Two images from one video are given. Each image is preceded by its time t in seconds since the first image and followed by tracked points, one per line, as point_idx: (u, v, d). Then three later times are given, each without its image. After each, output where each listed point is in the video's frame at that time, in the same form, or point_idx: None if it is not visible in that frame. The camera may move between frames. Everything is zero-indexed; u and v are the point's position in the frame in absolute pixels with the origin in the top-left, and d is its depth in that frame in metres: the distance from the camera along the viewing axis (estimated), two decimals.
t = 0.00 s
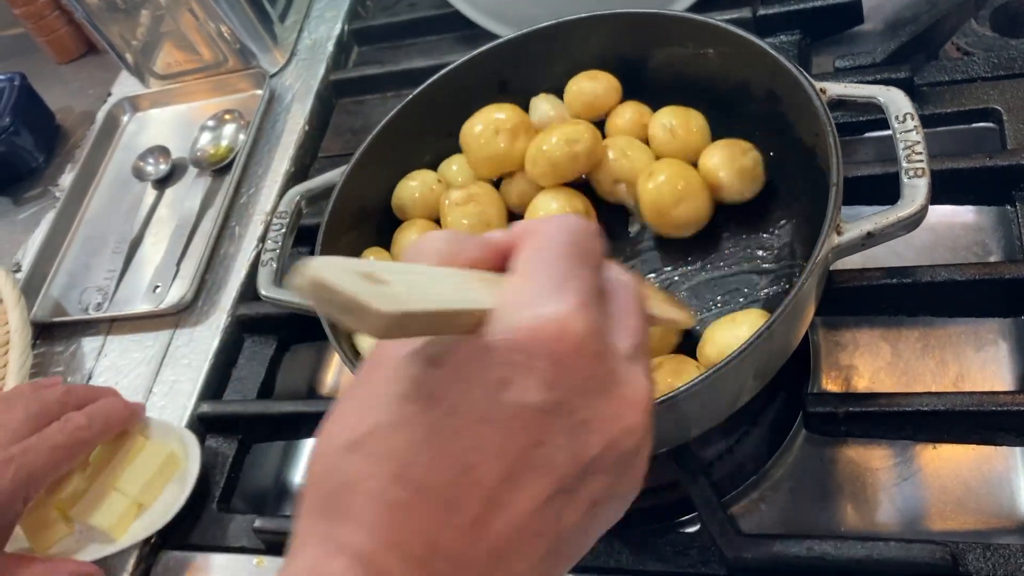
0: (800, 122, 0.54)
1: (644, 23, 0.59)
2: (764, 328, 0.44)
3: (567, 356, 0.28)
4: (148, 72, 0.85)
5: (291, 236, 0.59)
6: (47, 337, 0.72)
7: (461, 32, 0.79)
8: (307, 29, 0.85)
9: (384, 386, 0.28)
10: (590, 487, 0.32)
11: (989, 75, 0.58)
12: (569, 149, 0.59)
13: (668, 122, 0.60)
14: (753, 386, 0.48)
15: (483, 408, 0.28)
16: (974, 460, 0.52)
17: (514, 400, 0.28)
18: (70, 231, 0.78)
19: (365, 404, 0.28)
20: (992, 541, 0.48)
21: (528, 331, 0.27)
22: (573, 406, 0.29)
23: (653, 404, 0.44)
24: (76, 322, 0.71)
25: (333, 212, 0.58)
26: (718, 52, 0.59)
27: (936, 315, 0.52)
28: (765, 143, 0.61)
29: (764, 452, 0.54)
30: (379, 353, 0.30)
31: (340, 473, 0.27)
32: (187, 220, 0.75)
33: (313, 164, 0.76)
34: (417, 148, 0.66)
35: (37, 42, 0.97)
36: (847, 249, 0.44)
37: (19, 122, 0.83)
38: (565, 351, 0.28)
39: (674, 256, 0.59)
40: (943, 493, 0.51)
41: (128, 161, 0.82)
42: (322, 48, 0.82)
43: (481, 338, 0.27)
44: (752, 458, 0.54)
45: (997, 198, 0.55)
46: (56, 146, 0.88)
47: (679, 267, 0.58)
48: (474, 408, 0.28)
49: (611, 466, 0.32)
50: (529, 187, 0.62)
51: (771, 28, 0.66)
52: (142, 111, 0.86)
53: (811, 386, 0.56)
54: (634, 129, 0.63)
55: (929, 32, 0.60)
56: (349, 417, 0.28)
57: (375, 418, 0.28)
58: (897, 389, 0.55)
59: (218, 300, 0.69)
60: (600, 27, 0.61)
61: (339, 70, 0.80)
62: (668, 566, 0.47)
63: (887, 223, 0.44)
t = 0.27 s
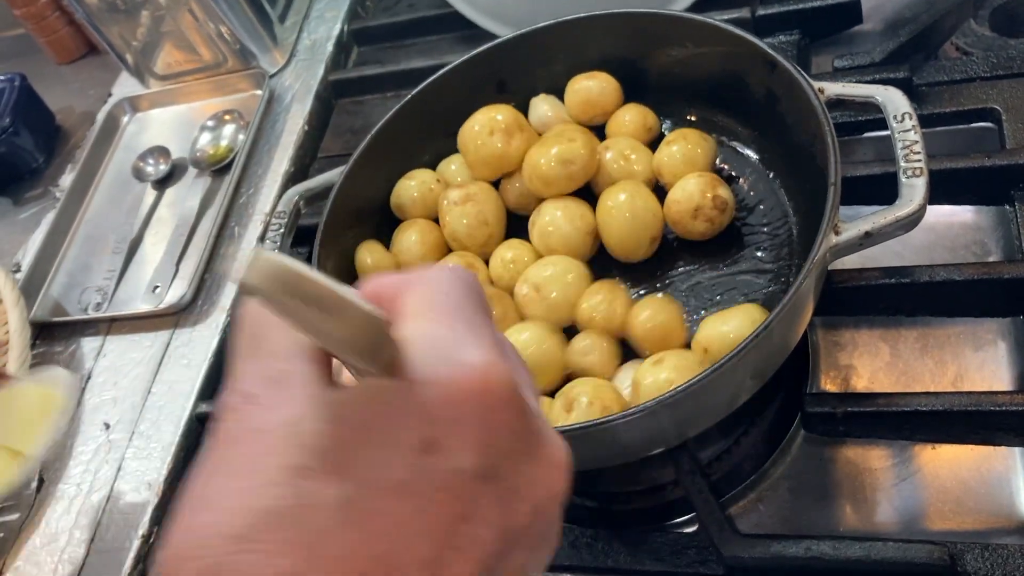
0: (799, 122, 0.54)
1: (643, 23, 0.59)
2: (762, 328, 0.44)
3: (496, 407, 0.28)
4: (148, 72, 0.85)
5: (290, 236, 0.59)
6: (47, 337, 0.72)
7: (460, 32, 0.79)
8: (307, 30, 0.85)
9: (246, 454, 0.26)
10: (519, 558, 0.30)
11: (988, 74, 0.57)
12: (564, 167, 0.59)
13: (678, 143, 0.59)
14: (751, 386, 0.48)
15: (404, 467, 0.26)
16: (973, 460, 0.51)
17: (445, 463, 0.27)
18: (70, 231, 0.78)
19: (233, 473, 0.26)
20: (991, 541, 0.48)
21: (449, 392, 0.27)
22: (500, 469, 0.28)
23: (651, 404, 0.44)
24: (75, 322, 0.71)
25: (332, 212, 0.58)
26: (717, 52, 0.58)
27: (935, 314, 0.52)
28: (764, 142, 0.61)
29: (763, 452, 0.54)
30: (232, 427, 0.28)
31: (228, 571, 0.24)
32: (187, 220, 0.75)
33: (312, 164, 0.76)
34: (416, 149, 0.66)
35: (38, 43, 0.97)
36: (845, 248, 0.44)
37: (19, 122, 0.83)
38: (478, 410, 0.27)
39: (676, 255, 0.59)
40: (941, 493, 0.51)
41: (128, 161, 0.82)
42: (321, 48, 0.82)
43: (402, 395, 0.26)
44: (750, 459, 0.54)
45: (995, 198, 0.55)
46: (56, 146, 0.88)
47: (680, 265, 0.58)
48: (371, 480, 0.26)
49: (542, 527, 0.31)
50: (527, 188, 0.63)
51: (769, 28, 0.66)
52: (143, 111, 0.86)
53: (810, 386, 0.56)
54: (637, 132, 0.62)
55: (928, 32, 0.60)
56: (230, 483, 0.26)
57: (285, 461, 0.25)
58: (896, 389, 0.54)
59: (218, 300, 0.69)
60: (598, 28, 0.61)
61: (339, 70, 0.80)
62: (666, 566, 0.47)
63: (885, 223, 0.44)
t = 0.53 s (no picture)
0: (795, 126, 0.54)
1: (640, 28, 0.59)
2: (757, 334, 0.44)
3: (645, 351, 0.31)
4: (146, 76, 0.86)
5: (287, 241, 0.59)
6: (45, 342, 0.72)
7: (458, 36, 0.79)
8: (305, 33, 0.85)
9: (411, 355, 0.30)
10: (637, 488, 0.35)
11: (986, 78, 0.57)
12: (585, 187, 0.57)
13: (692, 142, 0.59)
14: (747, 391, 0.48)
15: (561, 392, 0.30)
16: (970, 465, 0.51)
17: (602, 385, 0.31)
18: (68, 235, 0.78)
19: (407, 371, 0.30)
20: (988, 547, 0.48)
21: (612, 323, 0.30)
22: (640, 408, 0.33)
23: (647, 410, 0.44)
24: (74, 327, 0.71)
25: (328, 217, 0.58)
26: (713, 57, 0.58)
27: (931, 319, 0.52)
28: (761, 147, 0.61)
29: (759, 457, 0.54)
30: (396, 325, 0.32)
31: (394, 460, 0.29)
32: (185, 224, 0.75)
33: (311, 167, 0.76)
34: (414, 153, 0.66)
35: (38, 47, 0.97)
36: (841, 255, 0.44)
37: (19, 127, 0.83)
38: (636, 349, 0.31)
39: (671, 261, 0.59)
40: (938, 498, 0.51)
41: (127, 165, 0.82)
42: (320, 51, 0.82)
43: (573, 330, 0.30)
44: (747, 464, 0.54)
45: (992, 202, 0.55)
46: (56, 150, 0.88)
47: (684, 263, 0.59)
48: (523, 399, 0.30)
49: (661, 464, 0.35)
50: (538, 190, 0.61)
51: (767, 32, 0.66)
52: (141, 115, 0.86)
53: (807, 392, 0.56)
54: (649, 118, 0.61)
55: (925, 35, 0.60)
56: (397, 376, 0.30)
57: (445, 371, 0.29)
58: (893, 394, 0.54)
59: (216, 304, 0.69)
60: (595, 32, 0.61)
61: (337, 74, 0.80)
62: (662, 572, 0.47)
63: (881, 228, 0.44)
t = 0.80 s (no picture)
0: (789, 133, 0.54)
1: (635, 35, 0.59)
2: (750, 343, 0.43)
3: (713, 267, 0.32)
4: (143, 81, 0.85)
5: (281, 248, 0.58)
6: (41, 348, 0.72)
7: (454, 41, 0.79)
8: (302, 38, 0.85)
9: (504, 255, 0.35)
10: (710, 404, 0.36)
11: (982, 84, 0.57)
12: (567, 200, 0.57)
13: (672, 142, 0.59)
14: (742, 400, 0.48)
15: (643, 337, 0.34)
16: (966, 473, 0.51)
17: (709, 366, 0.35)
18: (65, 240, 0.78)
19: (487, 273, 0.35)
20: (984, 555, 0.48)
21: (679, 241, 0.32)
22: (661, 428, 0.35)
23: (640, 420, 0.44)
24: (70, 333, 0.71)
25: (323, 224, 0.58)
26: (709, 63, 0.58)
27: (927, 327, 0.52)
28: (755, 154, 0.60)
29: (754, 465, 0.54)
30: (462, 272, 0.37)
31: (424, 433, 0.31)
32: (181, 230, 0.75)
33: (307, 172, 0.76)
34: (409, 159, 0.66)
35: (34, 52, 0.97)
36: (834, 263, 0.44)
37: (15, 132, 0.83)
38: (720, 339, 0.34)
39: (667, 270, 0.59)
40: (934, 506, 0.51)
41: (123, 170, 0.82)
42: (316, 56, 0.82)
43: (641, 239, 0.32)
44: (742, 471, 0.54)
45: (988, 208, 0.55)
46: (52, 154, 0.88)
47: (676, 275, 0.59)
48: (585, 313, 0.34)
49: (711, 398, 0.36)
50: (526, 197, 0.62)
51: (762, 37, 0.66)
52: (137, 120, 0.86)
53: (802, 399, 0.56)
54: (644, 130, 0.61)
55: (921, 41, 0.60)
56: (477, 276, 0.36)
57: (488, 302, 0.34)
58: (889, 401, 0.54)
59: (211, 310, 0.69)
60: (589, 39, 0.61)
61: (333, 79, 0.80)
62: None
63: (875, 237, 0.44)
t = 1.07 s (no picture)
0: (778, 140, 0.55)
1: (626, 42, 0.59)
2: (737, 349, 0.44)
3: (468, 420, 0.26)
4: (139, 87, 0.86)
5: (274, 254, 0.59)
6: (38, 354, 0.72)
7: (449, 46, 0.79)
8: (297, 44, 0.85)
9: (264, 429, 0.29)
10: (500, 533, 0.30)
11: (971, 90, 0.57)
12: (513, 182, 0.59)
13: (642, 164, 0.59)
14: (731, 404, 0.48)
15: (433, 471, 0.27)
16: (955, 477, 0.51)
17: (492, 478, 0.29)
18: (61, 245, 0.78)
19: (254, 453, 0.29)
20: (972, 560, 0.48)
21: (451, 395, 0.26)
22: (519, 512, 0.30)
23: (628, 426, 0.44)
24: (66, 338, 0.71)
25: (315, 231, 0.58)
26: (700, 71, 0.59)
27: (915, 332, 0.52)
28: (747, 159, 0.61)
29: (745, 469, 0.54)
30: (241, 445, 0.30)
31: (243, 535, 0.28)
32: (177, 235, 0.75)
33: (302, 178, 0.77)
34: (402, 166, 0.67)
35: (32, 57, 0.97)
36: (821, 270, 0.44)
37: (12, 138, 0.84)
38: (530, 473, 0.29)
39: (658, 275, 0.59)
40: (923, 510, 0.51)
41: (120, 175, 0.83)
42: (311, 61, 0.83)
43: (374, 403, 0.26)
44: (732, 476, 0.54)
45: (977, 214, 0.55)
46: (50, 160, 0.89)
47: (648, 274, 0.60)
48: (356, 474, 0.27)
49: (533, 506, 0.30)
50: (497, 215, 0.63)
51: (754, 42, 0.66)
52: (133, 126, 0.87)
53: (793, 404, 0.56)
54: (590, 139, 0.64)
55: (911, 46, 0.60)
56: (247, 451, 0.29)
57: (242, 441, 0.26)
58: (879, 405, 0.54)
59: (206, 316, 0.69)
60: (581, 46, 0.61)
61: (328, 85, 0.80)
62: None
63: (861, 244, 0.44)
